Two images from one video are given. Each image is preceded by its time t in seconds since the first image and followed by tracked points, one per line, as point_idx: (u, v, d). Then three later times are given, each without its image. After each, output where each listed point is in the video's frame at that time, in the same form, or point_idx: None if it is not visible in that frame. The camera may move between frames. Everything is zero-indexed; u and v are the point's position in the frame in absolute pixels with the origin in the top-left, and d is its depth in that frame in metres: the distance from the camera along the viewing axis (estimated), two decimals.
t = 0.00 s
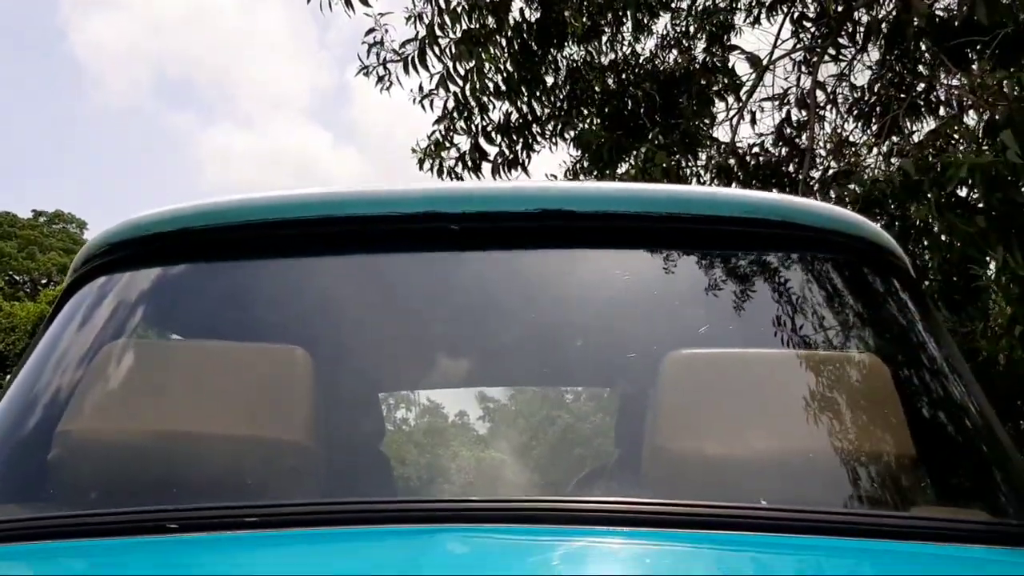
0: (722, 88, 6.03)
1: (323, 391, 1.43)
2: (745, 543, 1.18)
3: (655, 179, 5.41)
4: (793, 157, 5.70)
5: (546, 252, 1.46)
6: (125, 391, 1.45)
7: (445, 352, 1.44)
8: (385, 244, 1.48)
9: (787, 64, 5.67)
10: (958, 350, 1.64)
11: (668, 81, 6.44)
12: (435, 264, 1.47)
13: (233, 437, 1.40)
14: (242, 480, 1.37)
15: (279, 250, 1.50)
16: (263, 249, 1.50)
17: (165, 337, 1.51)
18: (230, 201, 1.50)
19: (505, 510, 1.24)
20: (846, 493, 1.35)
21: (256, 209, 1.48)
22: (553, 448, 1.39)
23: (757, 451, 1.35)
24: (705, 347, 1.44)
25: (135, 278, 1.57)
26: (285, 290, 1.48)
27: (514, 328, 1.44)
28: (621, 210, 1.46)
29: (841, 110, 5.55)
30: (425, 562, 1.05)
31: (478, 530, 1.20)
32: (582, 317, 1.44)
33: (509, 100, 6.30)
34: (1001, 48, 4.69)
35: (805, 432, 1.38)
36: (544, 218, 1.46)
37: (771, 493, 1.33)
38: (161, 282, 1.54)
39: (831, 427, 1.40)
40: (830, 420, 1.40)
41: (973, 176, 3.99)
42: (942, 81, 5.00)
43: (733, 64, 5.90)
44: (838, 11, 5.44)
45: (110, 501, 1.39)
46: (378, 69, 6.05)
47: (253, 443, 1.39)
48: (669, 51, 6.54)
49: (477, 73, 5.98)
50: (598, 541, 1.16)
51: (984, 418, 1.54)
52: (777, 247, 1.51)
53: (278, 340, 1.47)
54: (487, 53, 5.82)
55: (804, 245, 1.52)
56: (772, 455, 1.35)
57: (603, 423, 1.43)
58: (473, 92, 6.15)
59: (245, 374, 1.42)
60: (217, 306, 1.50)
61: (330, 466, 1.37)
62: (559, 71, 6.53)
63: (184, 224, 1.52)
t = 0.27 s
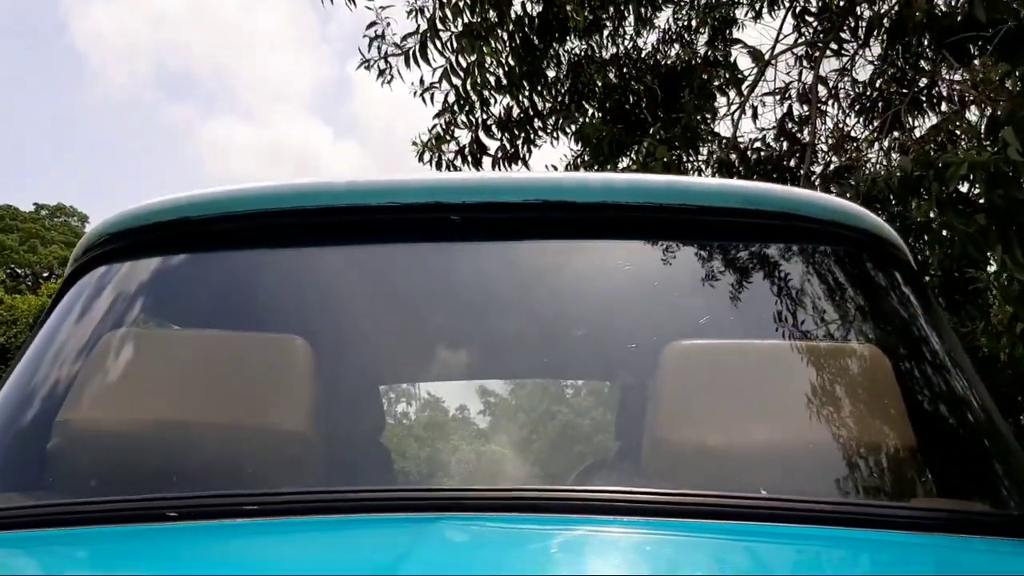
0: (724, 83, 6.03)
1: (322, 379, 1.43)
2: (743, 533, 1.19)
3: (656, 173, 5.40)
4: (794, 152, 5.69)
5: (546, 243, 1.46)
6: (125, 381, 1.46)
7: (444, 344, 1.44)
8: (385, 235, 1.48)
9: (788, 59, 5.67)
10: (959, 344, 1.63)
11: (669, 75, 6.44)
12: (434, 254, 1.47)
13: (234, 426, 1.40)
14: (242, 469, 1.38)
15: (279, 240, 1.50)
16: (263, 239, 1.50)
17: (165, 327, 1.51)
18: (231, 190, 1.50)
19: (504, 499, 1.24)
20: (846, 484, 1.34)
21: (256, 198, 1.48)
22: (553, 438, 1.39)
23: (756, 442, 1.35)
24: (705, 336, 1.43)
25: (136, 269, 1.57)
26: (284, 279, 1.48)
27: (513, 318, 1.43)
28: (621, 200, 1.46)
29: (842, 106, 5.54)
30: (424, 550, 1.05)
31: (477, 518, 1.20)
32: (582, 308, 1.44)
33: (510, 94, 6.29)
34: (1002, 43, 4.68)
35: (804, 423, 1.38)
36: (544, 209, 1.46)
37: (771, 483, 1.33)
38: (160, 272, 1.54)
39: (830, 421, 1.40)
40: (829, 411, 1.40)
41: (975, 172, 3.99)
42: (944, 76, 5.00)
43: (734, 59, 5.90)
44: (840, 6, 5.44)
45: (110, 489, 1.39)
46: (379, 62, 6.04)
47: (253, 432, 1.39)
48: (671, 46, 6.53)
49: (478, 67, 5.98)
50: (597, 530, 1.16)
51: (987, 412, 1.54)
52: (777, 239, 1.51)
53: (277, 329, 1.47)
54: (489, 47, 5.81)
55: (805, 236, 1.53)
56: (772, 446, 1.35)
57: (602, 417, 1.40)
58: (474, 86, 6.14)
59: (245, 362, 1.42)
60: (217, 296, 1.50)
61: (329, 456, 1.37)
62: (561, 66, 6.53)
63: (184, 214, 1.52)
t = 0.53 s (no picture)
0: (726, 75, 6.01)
1: (325, 366, 1.44)
2: (744, 519, 1.19)
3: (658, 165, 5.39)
4: (796, 145, 5.68)
5: (548, 231, 1.46)
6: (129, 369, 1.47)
7: (445, 334, 1.43)
8: (387, 222, 1.48)
9: (790, 51, 5.66)
10: (962, 334, 1.62)
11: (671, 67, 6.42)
12: (436, 242, 1.47)
13: (235, 413, 1.40)
14: (241, 455, 1.37)
15: (281, 227, 1.50)
16: (265, 226, 1.50)
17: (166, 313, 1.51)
18: (233, 176, 1.50)
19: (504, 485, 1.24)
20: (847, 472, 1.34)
21: (258, 185, 1.48)
22: (554, 426, 1.38)
23: (758, 430, 1.35)
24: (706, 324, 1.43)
25: (136, 257, 1.57)
26: (286, 266, 1.48)
27: (515, 306, 1.43)
28: (623, 187, 1.46)
29: (844, 98, 5.53)
30: (426, 534, 1.05)
31: (478, 504, 1.20)
32: (584, 295, 1.43)
33: (511, 85, 6.28)
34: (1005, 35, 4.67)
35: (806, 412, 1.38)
36: (546, 196, 1.46)
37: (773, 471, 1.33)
38: (162, 259, 1.54)
39: (834, 412, 1.40)
40: (831, 400, 1.40)
41: (978, 164, 3.98)
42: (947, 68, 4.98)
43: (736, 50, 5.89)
44: None
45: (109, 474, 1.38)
46: (380, 53, 6.02)
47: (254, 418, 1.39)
48: (673, 38, 6.52)
49: (479, 58, 5.96)
50: (598, 516, 1.17)
51: (991, 404, 1.54)
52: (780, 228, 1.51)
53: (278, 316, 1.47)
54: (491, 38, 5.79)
55: (810, 224, 1.52)
56: (773, 434, 1.35)
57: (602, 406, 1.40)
58: (475, 78, 6.13)
59: (248, 349, 1.42)
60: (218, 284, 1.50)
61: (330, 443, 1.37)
62: (562, 58, 6.52)
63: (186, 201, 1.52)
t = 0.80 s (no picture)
0: (727, 68, 6.00)
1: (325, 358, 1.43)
2: (745, 511, 1.19)
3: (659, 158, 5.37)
4: (798, 138, 5.67)
5: (550, 223, 1.46)
6: (130, 359, 1.46)
7: (446, 328, 1.44)
8: (389, 213, 1.48)
9: (792, 44, 5.64)
10: (969, 331, 1.63)
11: (673, 60, 6.41)
12: (437, 233, 1.46)
13: (236, 404, 1.40)
14: (242, 447, 1.37)
15: (282, 219, 1.50)
16: (267, 218, 1.50)
17: (167, 305, 1.51)
18: (235, 167, 1.50)
19: (505, 477, 1.24)
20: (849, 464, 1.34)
21: (259, 176, 1.48)
22: (554, 418, 1.39)
23: (760, 422, 1.35)
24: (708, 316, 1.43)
25: (136, 249, 1.56)
26: (287, 258, 1.48)
27: (516, 298, 1.43)
28: (625, 180, 1.46)
29: (846, 91, 5.52)
30: (427, 525, 1.05)
31: (480, 496, 1.20)
32: (585, 286, 1.43)
33: (513, 78, 6.26)
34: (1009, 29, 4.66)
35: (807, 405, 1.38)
36: (548, 188, 1.46)
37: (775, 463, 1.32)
38: (162, 251, 1.54)
39: (837, 406, 1.39)
40: (833, 393, 1.40)
41: (981, 158, 3.97)
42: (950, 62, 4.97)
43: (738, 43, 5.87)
44: None
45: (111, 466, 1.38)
46: (381, 45, 6.01)
47: (256, 410, 1.39)
48: (675, 31, 6.50)
49: (481, 50, 5.95)
50: (599, 507, 1.17)
51: (993, 398, 1.54)
52: (780, 221, 1.51)
53: (279, 307, 1.47)
54: (492, 30, 5.78)
55: (813, 216, 1.52)
56: (775, 426, 1.35)
57: (603, 400, 1.40)
58: (477, 70, 6.11)
59: (249, 341, 1.42)
60: (217, 275, 1.49)
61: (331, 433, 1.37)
62: (564, 51, 6.51)
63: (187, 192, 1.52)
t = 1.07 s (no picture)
0: (729, 64, 5.99)
1: (325, 355, 1.43)
2: (745, 509, 1.19)
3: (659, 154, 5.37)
4: (799, 134, 5.66)
5: (551, 220, 1.46)
6: (131, 356, 1.47)
7: (446, 322, 1.44)
8: (389, 210, 1.48)
9: (794, 40, 5.64)
10: (969, 328, 1.63)
11: (674, 56, 6.40)
12: (438, 230, 1.46)
13: (237, 401, 1.40)
14: (243, 444, 1.37)
15: (283, 216, 1.50)
16: (267, 215, 1.50)
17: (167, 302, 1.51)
18: (236, 164, 1.50)
19: (505, 474, 1.25)
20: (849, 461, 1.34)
21: (260, 173, 1.48)
22: (555, 416, 1.39)
23: (760, 419, 1.35)
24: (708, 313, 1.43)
25: (138, 246, 1.57)
26: (287, 255, 1.48)
27: (516, 295, 1.43)
28: (626, 177, 1.46)
29: (847, 87, 5.51)
30: (427, 523, 1.05)
31: (479, 493, 1.20)
32: (586, 284, 1.43)
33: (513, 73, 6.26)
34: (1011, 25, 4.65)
35: (807, 402, 1.38)
36: (549, 186, 1.46)
37: (775, 460, 1.32)
38: (162, 249, 1.54)
39: (837, 403, 1.39)
40: (834, 391, 1.40)
41: (982, 154, 3.96)
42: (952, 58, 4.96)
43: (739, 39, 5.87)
44: None
45: (111, 463, 1.39)
46: (382, 40, 6.00)
47: (256, 407, 1.40)
48: (676, 27, 6.49)
49: (482, 46, 5.94)
50: (600, 505, 1.17)
51: (993, 395, 1.54)
52: (781, 218, 1.50)
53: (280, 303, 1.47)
54: (493, 25, 5.77)
55: (815, 214, 1.52)
56: (775, 423, 1.35)
57: (603, 398, 1.40)
58: (478, 66, 6.11)
59: (250, 338, 1.42)
60: (218, 272, 1.49)
61: (331, 430, 1.37)
62: (565, 47, 6.50)
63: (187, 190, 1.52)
